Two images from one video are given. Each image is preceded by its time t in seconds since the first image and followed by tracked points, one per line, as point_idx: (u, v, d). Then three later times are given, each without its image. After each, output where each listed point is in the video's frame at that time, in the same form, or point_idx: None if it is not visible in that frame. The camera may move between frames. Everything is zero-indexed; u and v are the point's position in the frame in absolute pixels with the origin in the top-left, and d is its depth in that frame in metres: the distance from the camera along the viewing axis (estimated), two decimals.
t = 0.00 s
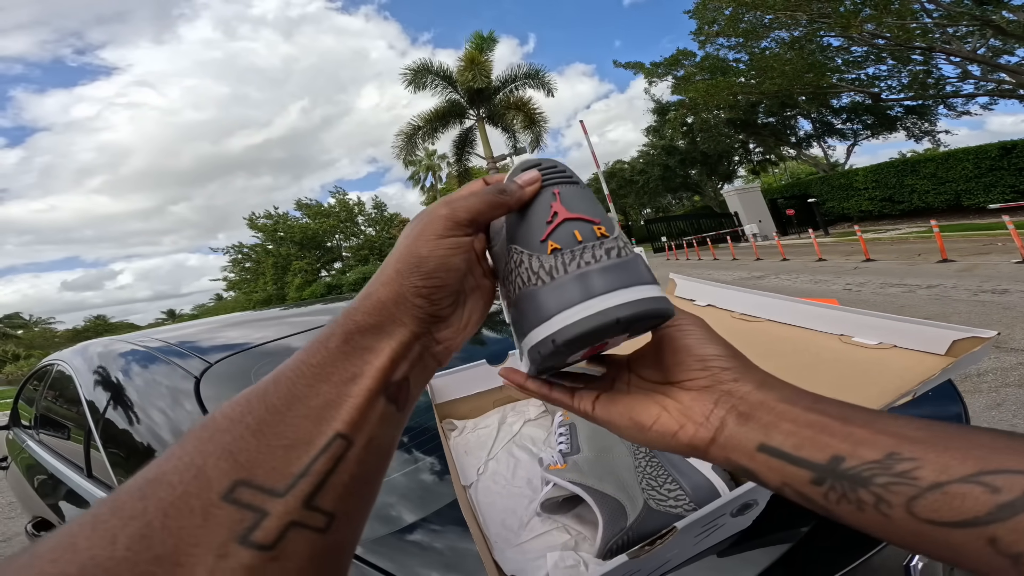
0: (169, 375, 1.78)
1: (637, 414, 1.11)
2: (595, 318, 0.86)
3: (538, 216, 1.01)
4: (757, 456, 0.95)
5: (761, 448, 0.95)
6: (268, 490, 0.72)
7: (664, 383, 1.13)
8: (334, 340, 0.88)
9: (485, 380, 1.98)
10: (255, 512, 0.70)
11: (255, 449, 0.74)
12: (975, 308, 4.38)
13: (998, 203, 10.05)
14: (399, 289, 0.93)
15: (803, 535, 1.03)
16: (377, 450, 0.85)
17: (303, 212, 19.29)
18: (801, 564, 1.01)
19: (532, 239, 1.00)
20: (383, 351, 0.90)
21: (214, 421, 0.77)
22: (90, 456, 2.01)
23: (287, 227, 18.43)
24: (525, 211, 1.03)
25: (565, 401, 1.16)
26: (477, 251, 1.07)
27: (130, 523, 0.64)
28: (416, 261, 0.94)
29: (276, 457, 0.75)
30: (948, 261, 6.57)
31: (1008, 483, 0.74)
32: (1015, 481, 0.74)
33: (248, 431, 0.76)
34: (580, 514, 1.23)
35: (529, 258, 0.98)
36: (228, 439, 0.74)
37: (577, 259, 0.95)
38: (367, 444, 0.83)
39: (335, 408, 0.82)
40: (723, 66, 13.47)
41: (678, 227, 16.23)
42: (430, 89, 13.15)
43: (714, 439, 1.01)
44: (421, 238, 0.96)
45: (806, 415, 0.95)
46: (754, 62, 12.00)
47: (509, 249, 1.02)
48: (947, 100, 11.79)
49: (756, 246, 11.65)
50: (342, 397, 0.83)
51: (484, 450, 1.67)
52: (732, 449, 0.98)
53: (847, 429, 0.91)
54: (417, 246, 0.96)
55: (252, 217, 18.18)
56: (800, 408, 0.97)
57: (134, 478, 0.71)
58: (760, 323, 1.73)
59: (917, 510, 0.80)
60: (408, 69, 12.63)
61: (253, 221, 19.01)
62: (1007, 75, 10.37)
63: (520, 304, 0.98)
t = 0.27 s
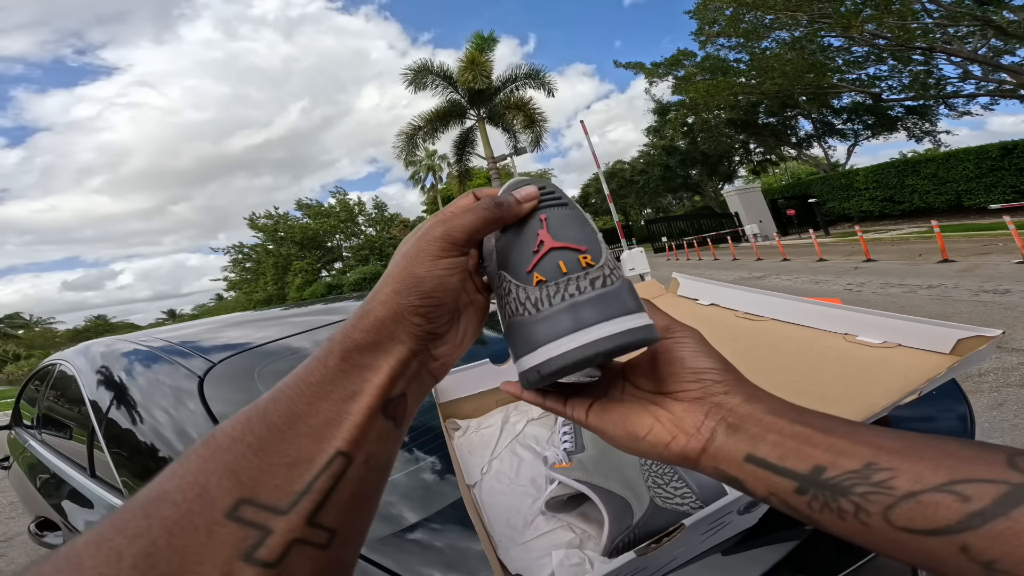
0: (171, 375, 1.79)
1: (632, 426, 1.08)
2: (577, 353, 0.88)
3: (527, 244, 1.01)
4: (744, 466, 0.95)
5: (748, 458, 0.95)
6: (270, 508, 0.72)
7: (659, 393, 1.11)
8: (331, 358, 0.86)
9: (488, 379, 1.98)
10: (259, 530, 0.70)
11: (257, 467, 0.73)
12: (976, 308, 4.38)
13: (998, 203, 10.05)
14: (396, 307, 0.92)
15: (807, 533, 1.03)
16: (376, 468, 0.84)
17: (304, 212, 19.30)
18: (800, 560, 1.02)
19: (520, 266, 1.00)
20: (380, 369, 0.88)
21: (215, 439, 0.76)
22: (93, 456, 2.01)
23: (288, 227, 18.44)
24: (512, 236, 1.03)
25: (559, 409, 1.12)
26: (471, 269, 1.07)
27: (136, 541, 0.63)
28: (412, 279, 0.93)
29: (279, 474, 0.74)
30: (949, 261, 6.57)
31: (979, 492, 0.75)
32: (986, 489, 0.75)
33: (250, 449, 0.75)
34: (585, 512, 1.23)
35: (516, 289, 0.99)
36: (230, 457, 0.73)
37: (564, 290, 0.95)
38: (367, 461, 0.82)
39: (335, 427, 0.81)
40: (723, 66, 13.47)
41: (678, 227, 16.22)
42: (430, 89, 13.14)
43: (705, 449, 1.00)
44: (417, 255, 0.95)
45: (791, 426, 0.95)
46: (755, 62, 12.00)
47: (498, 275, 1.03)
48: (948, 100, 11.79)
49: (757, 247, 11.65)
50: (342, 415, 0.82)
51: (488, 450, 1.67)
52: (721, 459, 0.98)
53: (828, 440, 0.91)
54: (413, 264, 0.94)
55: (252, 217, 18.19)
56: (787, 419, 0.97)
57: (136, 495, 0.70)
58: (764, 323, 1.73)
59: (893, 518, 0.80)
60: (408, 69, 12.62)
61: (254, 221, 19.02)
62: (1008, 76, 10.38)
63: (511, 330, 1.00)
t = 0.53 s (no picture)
0: (173, 375, 1.78)
1: (632, 428, 1.07)
2: (579, 366, 0.89)
3: (530, 255, 1.01)
4: (743, 467, 0.95)
5: (748, 459, 0.95)
6: (275, 520, 0.72)
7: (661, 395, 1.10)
8: (333, 370, 0.85)
9: (490, 379, 1.99)
10: (264, 542, 0.70)
11: (261, 481, 0.73)
12: (977, 308, 4.38)
13: (999, 203, 10.05)
14: (399, 318, 0.91)
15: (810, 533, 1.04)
16: (378, 479, 0.84)
17: (304, 212, 19.30)
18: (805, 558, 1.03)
19: (522, 277, 1.00)
20: (382, 381, 0.87)
21: (218, 451, 0.76)
22: (95, 456, 2.01)
23: (288, 227, 18.44)
24: (514, 246, 1.03)
25: (559, 413, 1.09)
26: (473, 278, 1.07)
27: (141, 554, 0.63)
28: (414, 289, 0.91)
29: (283, 487, 0.74)
30: (949, 261, 6.57)
31: (974, 491, 0.75)
32: (981, 489, 0.75)
33: (253, 462, 0.75)
34: (587, 512, 1.24)
35: (519, 299, 0.99)
36: (233, 470, 0.73)
37: (567, 301, 0.95)
38: (369, 472, 0.82)
39: (338, 440, 0.80)
40: (724, 66, 13.48)
41: (678, 227, 16.22)
42: (431, 89, 13.14)
43: (705, 450, 1.01)
44: (420, 265, 0.93)
45: (790, 427, 0.95)
46: (755, 62, 12.00)
47: (500, 285, 1.04)
48: (948, 100, 11.81)
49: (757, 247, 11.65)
50: (345, 426, 0.82)
51: (489, 450, 1.67)
52: (721, 460, 0.98)
53: (827, 440, 0.91)
54: (416, 274, 0.93)
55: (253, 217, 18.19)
56: (786, 420, 0.97)
57: (139, 507, 0.70)
58: (768, 322, 1.73)
59: (890, 518, 0.80)
60: (408, 69, 12.60)
61: (254, 221, 19.02)
62: (1009, 76, 10.39)
63: (513, 339, 1.01)
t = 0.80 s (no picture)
0: (173, 375, 1.78)
1: (621, 435, 1.07)
2: (583, 377, 0.89)
3: (535, 263, 1.01)
4: (733, 471, 0.95)
5: (737, 463, 0.95)
6: (280, 535, 0.72)
7: (652, 401, 1.09)
8: (337, 380, 0.84)
9: (489, 379, 1.99)
10: (269, 558, 0.70)
11: (266, 494, 0.73)
12: (978, 309, 4.38)
13: (1000, 203, 10.05)
14: (403, 327, 0.89)
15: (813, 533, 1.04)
16: (381, 491, 0.84)
17: (305, 212, 19.32)
18: (802, 560, 1.02)
19: (527, 285, 1.00)
20: (386, 391, 0.86)
21: (220, 463, 0.75)
22: (95, 456, 2.01)
23: (289, 227, 18.46)
24: (520, 253, 1.02)
25: (552, 423, 1.11)
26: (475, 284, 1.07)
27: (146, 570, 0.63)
28: (419, 298, 0.91)
29: (288, 501, 0.74)
30: (950, 262, 6.55)
31: (964, 496, 0.74)
32: (971, 493, 0.74)
33: (257, 475, 0.74)
34: (589, 512, 1.23)
35: (523, 307, 0.99)
36: (237, 484, 0.72)
37: (571, 313, 0.95)
38: (373, 485, 0.82)
39: (342, 453, 0.80)
40: (724, 67, 13.48)
41: (679, 227, 16.23)
42: (431, 89, 13.15)
43: (695, 455, 1.01)
44: (425, 273, 0.92)
45: (778, 431, 0.96)
46: (755, 62, 12.00)
47: (504, 292, 1.03)
48: (949, 100, 11.81)
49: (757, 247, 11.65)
50: (350, 438, 0.81)
51: (491, 450, 1.67)
52: (711, 465, 0.98)
53: (816, 444, 0.91)
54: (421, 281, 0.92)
55: (253, 217, 18.21)
56: (775, 424, 0.97)
57: (140, 522, 0.69)
58: (770, 322, 1.73)
59: (880, 523, 0.80)
60: (409, 69, 12.59)
61: (255, 221, 19.03)
62: (1009, 76, 10.39)
63: (515, 346, 1.00)
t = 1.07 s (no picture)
0: (173, 374, 1.78)
1: (621, 437, 1.07)
2: (579, 374, 0.88)
3: (533, 260, 1.01)
4: (734, 474, 0.95)
5: (738, 466, 0.95)
6: (277, 538, 0.72)
7: (650, 403, 1.09)
8: (334, 380, 0.83)
9: (490, 379, 1.99)
10: (266, 561, 0.70)
11: (262, 496, 0.72)
12: (979, 308, 4.38)
13: (1000, 204, 10.05)
14: (401, 326, 0.89)
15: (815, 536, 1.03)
16: (379, 492, 0.83)
17: (305, 212, 19.32)
18: (803, 563, 1.02)
19: (524, 282, 0.99)
20: (384, 391, 0.85)
21: (215, 466, 0.75)
22: (95, 456, 2.01)
23: (289, 227, 18.48)
24: (519, 250, 1.02)
25: (551, 425, 1.11)
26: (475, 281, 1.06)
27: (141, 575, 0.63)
28: (418, 295, 0.90)
29: (285, 503, 0.74)
30: (950, 262, 6.56)
31: (972, 499, 0.74)
32: (979, 497, 0.74)
33: (253, 477, 0.73)
34: (590, 512, 1.23)
35: (520, 304, 0.99)
36: (232, 487, 0.72)
37: (568, 309, 0.95)
38: (372, 486, 0.82)
39: (340, 454, 0.79)
40: (724, 67, 13.48)
41: (679, 227, 16.23)
42: (431, 89, 13.15)
43: (695, 458, 1.00)
44: (423, 270, 0.92)
45: (780, 433, 0.95)
46: (756, 62, 12.00)
47: (501, 288, 1.03)
48: (949, 101, 11.82)
49: (758, 247, 11.64)
50: (348, 439, 0.81)
51: (491, 450, 1.66)
52: (711, 468, 0.98)
53: (818, 446, 0.91)
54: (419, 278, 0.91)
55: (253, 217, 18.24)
56: (776, 426, 0.97)
57: (136, 525, 0.69)
58: (772, 322, 1.73)
59: (885, 527, 0.79)
60: (409, 69, 12.59)
61: (256, 221, 19.05)
62: (1010, 76, 10.40)
63: (512, 342, 1.00)
